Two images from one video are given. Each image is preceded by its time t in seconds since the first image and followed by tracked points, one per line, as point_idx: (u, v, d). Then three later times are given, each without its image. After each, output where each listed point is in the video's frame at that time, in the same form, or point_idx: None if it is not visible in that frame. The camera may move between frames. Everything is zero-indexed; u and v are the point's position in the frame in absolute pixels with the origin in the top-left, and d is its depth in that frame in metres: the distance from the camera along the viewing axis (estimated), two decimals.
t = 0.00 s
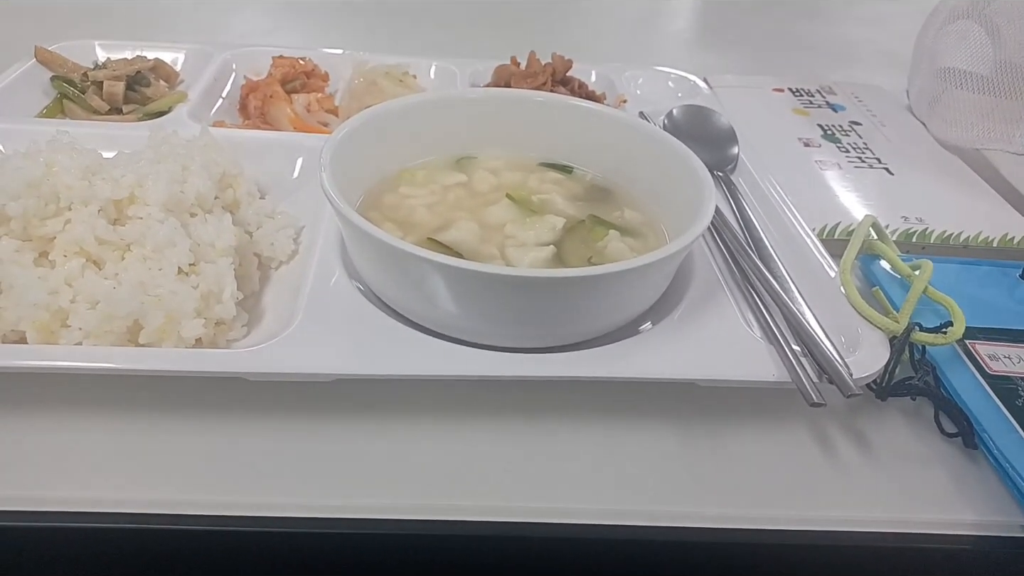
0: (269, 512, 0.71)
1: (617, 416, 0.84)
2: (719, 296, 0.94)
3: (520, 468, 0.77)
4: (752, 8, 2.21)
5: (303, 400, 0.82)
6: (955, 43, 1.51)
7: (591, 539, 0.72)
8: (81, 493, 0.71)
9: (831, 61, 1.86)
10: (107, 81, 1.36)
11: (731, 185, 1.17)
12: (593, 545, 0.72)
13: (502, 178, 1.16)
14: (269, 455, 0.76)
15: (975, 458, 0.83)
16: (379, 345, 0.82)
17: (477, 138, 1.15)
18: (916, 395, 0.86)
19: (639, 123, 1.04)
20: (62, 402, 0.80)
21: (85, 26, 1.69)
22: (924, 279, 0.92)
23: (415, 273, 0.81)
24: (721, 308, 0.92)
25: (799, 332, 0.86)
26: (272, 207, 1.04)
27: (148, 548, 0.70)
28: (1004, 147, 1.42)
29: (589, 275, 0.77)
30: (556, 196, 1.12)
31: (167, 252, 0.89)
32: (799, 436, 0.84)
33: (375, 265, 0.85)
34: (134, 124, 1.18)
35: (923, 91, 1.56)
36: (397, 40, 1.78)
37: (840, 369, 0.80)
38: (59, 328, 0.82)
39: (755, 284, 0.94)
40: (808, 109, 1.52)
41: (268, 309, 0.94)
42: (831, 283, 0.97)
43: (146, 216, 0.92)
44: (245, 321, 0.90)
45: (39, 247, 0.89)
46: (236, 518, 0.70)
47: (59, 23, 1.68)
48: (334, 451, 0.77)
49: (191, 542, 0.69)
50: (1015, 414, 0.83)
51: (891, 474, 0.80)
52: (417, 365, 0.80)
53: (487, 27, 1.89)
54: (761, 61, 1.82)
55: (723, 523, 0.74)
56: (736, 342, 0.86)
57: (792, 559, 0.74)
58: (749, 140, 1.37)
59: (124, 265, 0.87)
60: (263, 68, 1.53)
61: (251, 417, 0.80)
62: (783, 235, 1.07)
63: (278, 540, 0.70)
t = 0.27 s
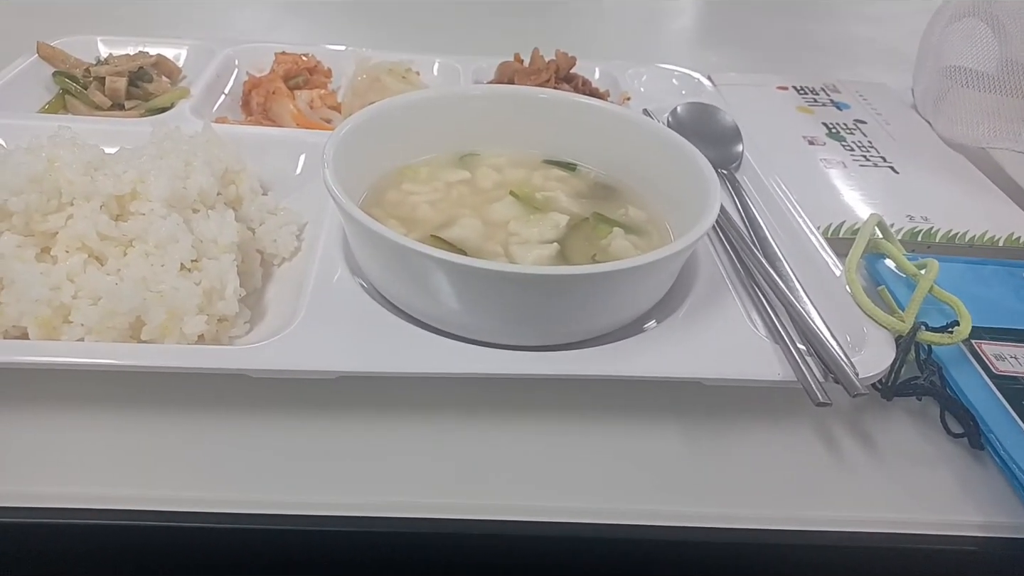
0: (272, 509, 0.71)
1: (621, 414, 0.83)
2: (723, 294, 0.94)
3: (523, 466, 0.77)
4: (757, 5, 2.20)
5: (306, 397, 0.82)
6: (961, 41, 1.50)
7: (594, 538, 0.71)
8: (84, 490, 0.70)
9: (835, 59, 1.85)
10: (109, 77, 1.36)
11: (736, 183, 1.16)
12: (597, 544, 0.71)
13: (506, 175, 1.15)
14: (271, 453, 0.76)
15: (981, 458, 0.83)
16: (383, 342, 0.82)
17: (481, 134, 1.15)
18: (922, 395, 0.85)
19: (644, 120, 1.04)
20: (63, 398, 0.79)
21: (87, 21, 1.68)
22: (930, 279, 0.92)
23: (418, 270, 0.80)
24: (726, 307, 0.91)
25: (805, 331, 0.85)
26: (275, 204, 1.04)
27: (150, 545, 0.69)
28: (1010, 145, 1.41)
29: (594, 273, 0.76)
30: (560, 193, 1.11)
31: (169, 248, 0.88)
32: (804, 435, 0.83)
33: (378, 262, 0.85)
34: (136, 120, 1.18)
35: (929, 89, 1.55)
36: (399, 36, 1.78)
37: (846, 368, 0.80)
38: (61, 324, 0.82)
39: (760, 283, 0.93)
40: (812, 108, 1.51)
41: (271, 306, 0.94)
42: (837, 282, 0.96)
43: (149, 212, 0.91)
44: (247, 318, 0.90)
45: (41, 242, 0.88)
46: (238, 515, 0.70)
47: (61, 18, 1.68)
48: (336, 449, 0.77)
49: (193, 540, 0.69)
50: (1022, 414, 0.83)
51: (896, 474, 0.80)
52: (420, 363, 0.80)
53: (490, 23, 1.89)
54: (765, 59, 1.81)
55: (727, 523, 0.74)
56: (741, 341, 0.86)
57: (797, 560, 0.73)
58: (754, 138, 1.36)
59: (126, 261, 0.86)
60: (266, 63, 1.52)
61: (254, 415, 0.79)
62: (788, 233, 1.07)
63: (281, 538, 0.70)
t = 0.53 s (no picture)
0: (276, 511, 0.71)
1: (626, 416, 0.83)
2: (728, 295, 0.93)
3: (528, 468, 0.77)
4: (760, 5, 2.19)
5: (310, 398, 0.82)
6: (966, 40, 1.49)
7: (600, 540, 0.71)
8: (87, 492, 0.70)
9: (839, 59, 1.84)
10: (112, 78, 1.36)
11: (741, 184, 1.16)
12: (602, 546, 0.71)
13: (510, 176, 1.15)
14: (275, 454, 0.75)
15: (988, 460, 0.82)
16: (386, 343, 0.82)
17: (484, 135, 1.14)
18: (929, 396, 0.85)
19: (648, 120, 1.03)
20: (66, 399, 0.79)
21: (91, 22, 1.68)
22: (936, 279, 0.91)
23: (422, 272, 0.80)
24: (731, 308, 0.91)
25: (810, 332, 0.85)
26: (278, 205, 1.04)
27: (153, 547, 0.69)
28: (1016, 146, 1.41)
29: (598, 274, 0.76)
30: (564, 194, 1.11)
31: (173, 249, 0.88)
32: (809, 437, 0.83)
33: (381, 262, 0.84)
34: (139, 121, 1.18)
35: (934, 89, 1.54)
36: (403, 37, 1.77)
37: (852, 369, 0.79)
38: (64, 325, 0.82)
39: (765, 283, 0.93)
40: (817, 108, 1.51)
41: (275, 307, 0.94)
42: (842, 282, 0.96)
43: (152, 212, 0.91)
44: (251, 319, 0.90)
45: (44, 244, 0.88)
46: (242, 518, 0.70)
47: (65, 20, 1.68)
48: (340, 451, 0.77)
49: (197, 542, 0.69)
50: None
51: (902, 476, 0.80)
52: (424, 364, 0.79)
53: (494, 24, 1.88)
54: (769, 59, 1.80)
55: (732, 524, 0.73)
56: (745, 342, 0.85)
57: (803, 562, 0.73)
58: (758, 138, 1.35)
59: (129, 262, 0.86)
60: (269, 64, 1.52)
61: (259, 416, 0.79)
62: (794, 234, 1.06)
63: (285, 540, 0.70)
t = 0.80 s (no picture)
0: (279, 515, 0.71)
1: (628, 420, 0.83)
2: (730, 299, 0.94)
3: (530, 472, 0.77)
4: (762, 10, 2.20)
5: (313, 402, 0.82)
6: (969, 45, 1.50)
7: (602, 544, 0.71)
8: (91, 495, 0.71)
9: (841, 64, 1.85)
10: (116, 83, 1.36)
11: (743, 189, 1.16)
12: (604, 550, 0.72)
13: (512, 180, 1.15)
14: (278, 458, 0.76)
15: (989, 464, 0.83)
16: (389, 347, 0.82)
17: (487, 140, 1.15)
18: (930, 401, 0.85)
19: (650, 125, 1.04)
20: (70, 403, 0.80)
21: (95, 28, 1.69)
22: (937, 284, 0.91)
23: (425, 276, 0.80)
24: (733, 312, 0.91)
25: (812, 336, 0.85)
26: (282, 209, 1.04)
27: (158, 550, 0.70)
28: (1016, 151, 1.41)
29: (601, 278, 0.76)
30: (566, 199, 1.11)
31: (176, 253, 0.88)
32: (811, 441, 0.83)
33: (385, 266, 0.85)
34: (143, 126, 1.19)
35: (936, 94, 1.54)
36: (405, 42, 1.78)
37: (853, 374, 0.80)
38: (69, 329, 0.82)
39: (767, 288, 0.93)
40: (818, 112, 1.51)
41: (278, 311, 0.94)
42: (844, 287, 0.96)
43: (156, 217, 0.92)
44: (254, 323, 0.90)
45: (49, 248, 0.89)
46: (245, 521, 0.70)
47: (69, 25, 1.68)
48: (343, 455, 0.77)
49: (202, 545, 0.70)
50: None
51: (904, 480, 0.80)
52: (427, 368, 0.80)
53: (496, 29, 1.89)
54: (771, 63, 1.81)
55: (733, 528, 0.74)
56: (747, 346, 0.86)
57: (805, 566, 0.73)
58: (760, 143, 1.36)
59: (134, 266, 0.87)
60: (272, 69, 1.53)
61: (262, 420, 0.80)
62: (795, 239, 1.07)
63: (288, 544, 0.70)
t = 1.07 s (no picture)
0: (276, 508, 0.70)
1: (628, 412, 0.83)
2: (730, 291, 0.93)
3: (529, 465, 0.76)
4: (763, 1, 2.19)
5: (311, 395, 0.82)
6: (970, 36, 1.48)
7: (602, 537, 0.71)
8: (87, 488, 0.70)
9: (842, 55, 1.84)
10: (113, 74, 1.35)
11: (743, 180, 1.15)
12: (604, 544, 0.71)
13: (511, 172, 1.15)
14: (275, 450, 0.75)
15: (990, 457, 0.82)
16: (387, 339, 0.81)
17: (486, 131, 1.14)
18: (932, 393, 0.84)
19: (650, 116, 1.03)
20: (66, 396, 0.79)
21: (92, 19, 1.68)
22: (939, 276, 0.91)
23: (424, 268, 0.80)
24: (734, 305, 0.91)
25: (813, 328, 0.84)
26: (279, 200, 1.03)
27: (154, 543, 0.69)
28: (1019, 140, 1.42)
29: (600, 270, 0.76)
30: (566, 190, 1.11)
31: (173, 245, 0.88)
32: (812, 434, 0.82)
33: (382, 257, 0.84)
34: (140, 117, 1.18)
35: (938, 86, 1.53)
36: (404, 33, 1.77)
37: (855, 366, 0.79)
38: (65, 321, 0.82)
39: (768, 280, 0.93)
40: (820, 104, 1.50)
41: (275, 304, 0.93)
42: (845, 279, 0.96)
43: (153, 208, 0.91)
44: (252, 315, 0.90)
45: (45, 240, 0.88)
46: (241, 515, 0.70)
47: (66, 16, 1.67)
48: (341, 448, 0.76)
49: (200, 538, 0.69)
50: None
51: (905, 473, 0.79)
52: (426, 360, 0.79)
53: (496, 20, 1.88)
54: (772, 55, 1.80)
55: (734, 521, 0.73)
56: (747, 338, 0.85)
57: (805, 560, 0.73)
58: (761, 134, 1.35)
59: (130, 258, 0.86)
60: (270, 61, 1.52)
61: (259, 412, 0.79)
62: (797, 231, 1.06)
63: (285, 538, 0.69)
